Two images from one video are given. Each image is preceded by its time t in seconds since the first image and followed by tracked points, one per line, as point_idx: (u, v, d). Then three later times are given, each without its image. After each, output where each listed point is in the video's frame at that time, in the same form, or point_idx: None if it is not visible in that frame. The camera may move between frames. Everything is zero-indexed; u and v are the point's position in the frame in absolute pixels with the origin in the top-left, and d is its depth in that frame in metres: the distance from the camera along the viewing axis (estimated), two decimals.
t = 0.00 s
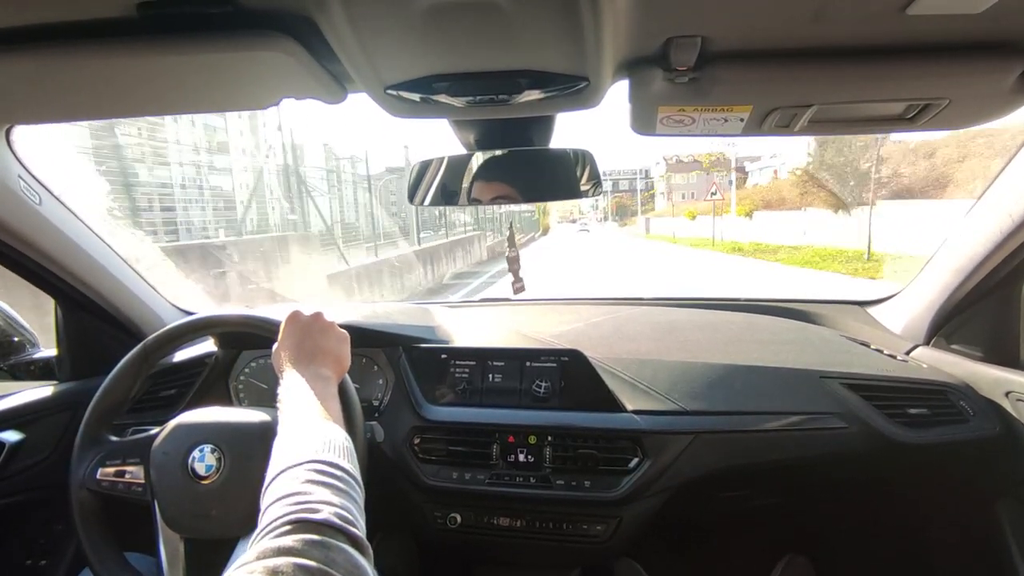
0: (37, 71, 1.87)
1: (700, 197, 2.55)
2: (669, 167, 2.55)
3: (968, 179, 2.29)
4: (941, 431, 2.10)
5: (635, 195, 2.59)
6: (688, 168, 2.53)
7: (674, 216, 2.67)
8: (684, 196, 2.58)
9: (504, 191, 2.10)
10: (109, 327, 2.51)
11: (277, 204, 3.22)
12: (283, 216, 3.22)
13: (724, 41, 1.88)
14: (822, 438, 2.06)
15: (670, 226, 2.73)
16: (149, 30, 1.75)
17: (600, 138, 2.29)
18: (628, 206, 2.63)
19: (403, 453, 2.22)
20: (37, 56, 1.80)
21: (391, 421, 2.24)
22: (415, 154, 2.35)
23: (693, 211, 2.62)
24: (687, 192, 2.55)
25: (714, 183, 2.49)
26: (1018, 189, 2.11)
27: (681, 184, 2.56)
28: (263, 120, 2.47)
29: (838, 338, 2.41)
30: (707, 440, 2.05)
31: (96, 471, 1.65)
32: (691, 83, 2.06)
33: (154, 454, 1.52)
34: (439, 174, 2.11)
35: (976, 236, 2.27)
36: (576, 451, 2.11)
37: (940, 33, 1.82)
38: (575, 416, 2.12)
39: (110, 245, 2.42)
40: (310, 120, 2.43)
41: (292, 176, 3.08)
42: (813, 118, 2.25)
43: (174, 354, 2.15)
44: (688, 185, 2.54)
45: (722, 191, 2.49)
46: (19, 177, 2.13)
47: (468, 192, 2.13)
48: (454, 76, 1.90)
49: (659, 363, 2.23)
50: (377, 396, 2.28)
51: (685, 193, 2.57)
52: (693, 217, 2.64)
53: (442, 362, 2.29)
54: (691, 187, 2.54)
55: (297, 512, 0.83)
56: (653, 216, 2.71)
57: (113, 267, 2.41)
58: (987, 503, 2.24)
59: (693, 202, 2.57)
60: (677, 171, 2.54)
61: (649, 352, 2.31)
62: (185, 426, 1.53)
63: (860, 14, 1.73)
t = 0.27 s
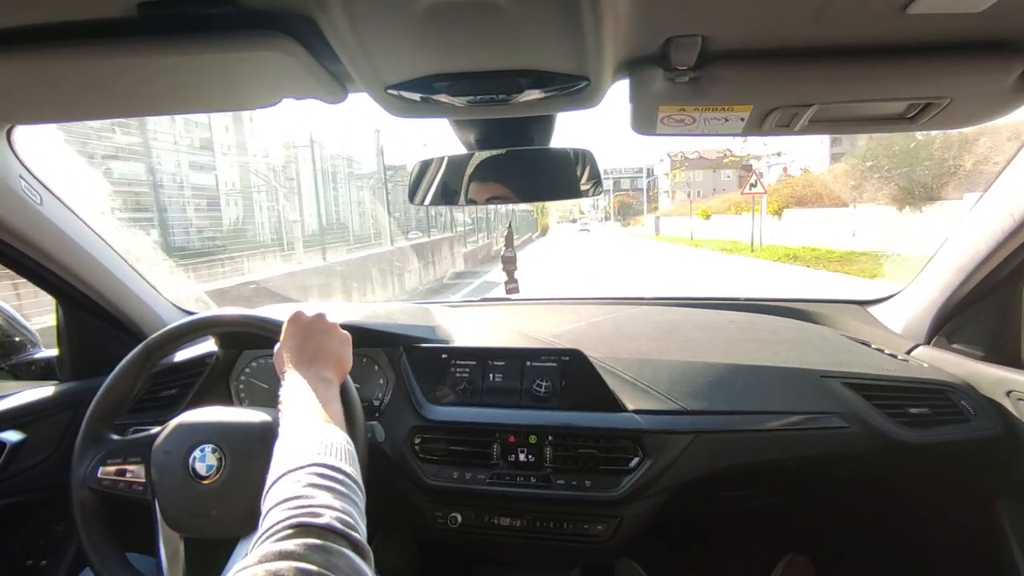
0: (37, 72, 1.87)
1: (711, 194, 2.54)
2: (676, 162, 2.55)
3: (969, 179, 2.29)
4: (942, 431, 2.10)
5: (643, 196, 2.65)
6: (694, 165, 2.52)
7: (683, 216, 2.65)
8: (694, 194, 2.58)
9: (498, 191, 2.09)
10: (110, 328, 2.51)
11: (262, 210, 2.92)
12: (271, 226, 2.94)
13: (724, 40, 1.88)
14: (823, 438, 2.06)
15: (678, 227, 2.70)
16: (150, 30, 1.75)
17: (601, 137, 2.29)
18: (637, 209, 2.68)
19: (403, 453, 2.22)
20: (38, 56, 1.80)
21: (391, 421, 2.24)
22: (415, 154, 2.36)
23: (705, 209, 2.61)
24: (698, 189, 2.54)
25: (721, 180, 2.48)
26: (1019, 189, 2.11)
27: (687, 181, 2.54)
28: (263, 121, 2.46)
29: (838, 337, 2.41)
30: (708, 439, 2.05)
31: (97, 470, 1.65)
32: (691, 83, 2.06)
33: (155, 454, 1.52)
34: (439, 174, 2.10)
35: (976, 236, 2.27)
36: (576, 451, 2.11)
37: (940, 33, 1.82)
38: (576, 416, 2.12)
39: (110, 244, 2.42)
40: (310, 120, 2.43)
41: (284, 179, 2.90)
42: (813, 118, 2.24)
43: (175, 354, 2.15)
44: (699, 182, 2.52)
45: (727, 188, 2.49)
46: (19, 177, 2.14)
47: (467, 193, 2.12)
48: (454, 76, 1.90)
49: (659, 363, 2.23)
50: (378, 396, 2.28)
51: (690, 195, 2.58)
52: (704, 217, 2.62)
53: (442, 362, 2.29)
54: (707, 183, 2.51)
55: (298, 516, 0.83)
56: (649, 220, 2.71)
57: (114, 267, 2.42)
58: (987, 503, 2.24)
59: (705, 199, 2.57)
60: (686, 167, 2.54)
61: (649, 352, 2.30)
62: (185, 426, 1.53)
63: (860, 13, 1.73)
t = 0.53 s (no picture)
0: (38, 71, 1.88)
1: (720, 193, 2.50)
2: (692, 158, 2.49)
3: (970, 178, 2.29)
4: (942, 430, 2.10)
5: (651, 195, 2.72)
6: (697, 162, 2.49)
7: (694, 215, 2.60)
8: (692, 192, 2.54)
9: (499, 189, 2.10)
10: (111, 327, 2.51)
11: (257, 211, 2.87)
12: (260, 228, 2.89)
13: (725, 39, 1.88)
14: (824, 436, 2.06)
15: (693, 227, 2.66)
16: (151, 29, 1.75)
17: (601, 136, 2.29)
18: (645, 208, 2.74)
19: (404, 452, 2.22)
20: (39, 55, 1.81)
21: (392, 420, 2.24)
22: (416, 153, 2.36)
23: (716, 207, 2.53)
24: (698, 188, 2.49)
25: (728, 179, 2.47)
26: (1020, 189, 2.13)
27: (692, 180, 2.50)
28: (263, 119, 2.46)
29: (839, 336, 2.41)
30: (708, 438, 2.05)
31: (98, 468, 1.65)
32: (692, 82, 2.07)
33: (156, 452, 1.52)
34: (440, 173, 2.10)
35: (977, 235, 2.28)
36: (577, 449, 2.11)
37: (941, 31, 1.82)
38: (577, 415, 2.12)
39: (110, 243, 2.42)
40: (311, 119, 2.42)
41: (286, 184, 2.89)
42: (814, 117, 2.25)
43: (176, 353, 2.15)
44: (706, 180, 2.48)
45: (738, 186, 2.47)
46: (21, 175, 2.15)
47: (468, 192, 2.12)
48: (454, 75, 1.90)
49: (660, 362, 2.23)
50: (379, 395, 2.28)
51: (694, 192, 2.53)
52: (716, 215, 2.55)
53: (443, 360, 2.29)
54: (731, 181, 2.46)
55: (301, 511, 0.83)
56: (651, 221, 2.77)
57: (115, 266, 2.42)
58: (988, 502, 2.24)
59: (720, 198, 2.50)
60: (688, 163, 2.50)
61: (650, 350, 2.31)
62: (186, 424, 1.53)
63: (861, 12, 1.73)
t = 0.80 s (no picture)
0: (39, 71, 1.88)
1: (725, 191, 2.53)
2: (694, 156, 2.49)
3: (972, 178, 2.28)
4: (944, 431, 2.10)
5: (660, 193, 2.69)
6: (701, 158, 2.49)
7: (710, 215, 2.64)
8: (704, 190, 2.59)
9: (500, 189, 2.09)
10: (113, 327, 2.51)
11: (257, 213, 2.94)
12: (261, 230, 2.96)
13: (727, 40, 1.88)
14: (826, 437, 2.06)
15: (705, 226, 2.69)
16: (151, 29, 1.75)
17: (602, 137, 2.29)
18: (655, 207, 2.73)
19: (405, 453, 2.22)
20: (40, 55, 1.80)
21: (392, 421, 2.24)
22: (416, 154, 2.36)
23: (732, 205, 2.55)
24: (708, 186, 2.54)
25: (738, 176, 2.47)
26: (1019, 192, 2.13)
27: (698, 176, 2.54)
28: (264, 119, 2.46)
29: (840, 337, 2.40)
30: (710, 439, 2.05)
31: (99, 469, 1.65)
32: (693, 82, 2.06)
33: (156, 453, 1.52)
34: (441, 174, 2.10)
35: (978, 237, 2.28)
36: (578, 450, 2.10)
37: (943, 32, 1.82)
38: (578, 416, 2.11)
39: (111, 243, 2.41)
40: (312, 120, 2.42)
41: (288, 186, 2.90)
42: (816, 117, 2.24)
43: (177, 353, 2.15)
44: (713, 178, 2.51)
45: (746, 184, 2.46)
46: (22, 176, 2.15)
47: (469, 192, 2.13)
48: (455, 75, 1.90)
49: (661, 362, 2.23)
50: (379, 395, 2.28)
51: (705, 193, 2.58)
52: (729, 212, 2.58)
53: (444, 361, 2.29)
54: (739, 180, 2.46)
55: (302, 515, 0.83)
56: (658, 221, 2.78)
57: (116, 267, 2.42)
58: (990, 503, 2.24)
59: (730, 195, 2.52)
60: (693, 161, 2.51)
61: (651, 351, 2.30)
62: (186, 426, 1.53)
63: (863, 13, 1.73)
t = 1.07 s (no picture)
0: (41, 69, 1.88)
1: (737, 189, 2.46)
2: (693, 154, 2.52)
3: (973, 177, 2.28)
4: (944, 429, 2.10)
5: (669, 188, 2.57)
6: (707, 153, 2.50)
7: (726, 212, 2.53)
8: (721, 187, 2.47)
9: (500, 189, 2.09)
10: (115, 325, 2.53)
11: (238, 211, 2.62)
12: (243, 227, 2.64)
13: (728, 38, 1.88)
14: (827, 434, 2.06)
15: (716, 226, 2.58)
16: (152, 27, 1.75)
17: (603, 135, 2.29)
18: (662, 200, 2.58)
19: (406, 450, 2.22)
20: (42, 53, 1.81)
21: (392, 419, 2.24)
22: (417, 152, 2.36)
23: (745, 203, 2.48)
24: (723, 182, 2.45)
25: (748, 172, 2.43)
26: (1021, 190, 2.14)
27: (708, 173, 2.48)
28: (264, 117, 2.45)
29: (840, 335, 2.40)
30: (710, 436, 2.05)
31: (100, 466, 1.65)
32: (694, 80, 2.06)
33: (157, 451, 1.53)
34: (442, 172, 2.10)
35: (978, 235, 2.29)
36: (578, 448, 2.11)
37: (944, 29, 1.81)
38: (579, 413, 2.12)
39: (110, 240, 2.43)
40: (312, 117, 2.42)
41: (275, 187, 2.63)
42: (816, 115, 2.24)
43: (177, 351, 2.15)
44: (722, 173, 2.46)
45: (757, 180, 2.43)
46: (22, 174, 2.16)
47: (469, 190, 2.12)
48: (456, 74, 1.90)
49: (662, 360, 2.23)
50: (380, 393, 2.28)
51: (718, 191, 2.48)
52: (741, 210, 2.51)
53: (444, 359, 2.29)
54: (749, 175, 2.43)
55: (305, 511, 0.83)
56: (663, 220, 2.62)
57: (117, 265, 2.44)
58: (990, 501, 2.24)
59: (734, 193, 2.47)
60: (699, 157, 2.52)
61: (652, 349, 2.30)
62: (187, 424, 1.53)
63: (864, 11, 1.73)
